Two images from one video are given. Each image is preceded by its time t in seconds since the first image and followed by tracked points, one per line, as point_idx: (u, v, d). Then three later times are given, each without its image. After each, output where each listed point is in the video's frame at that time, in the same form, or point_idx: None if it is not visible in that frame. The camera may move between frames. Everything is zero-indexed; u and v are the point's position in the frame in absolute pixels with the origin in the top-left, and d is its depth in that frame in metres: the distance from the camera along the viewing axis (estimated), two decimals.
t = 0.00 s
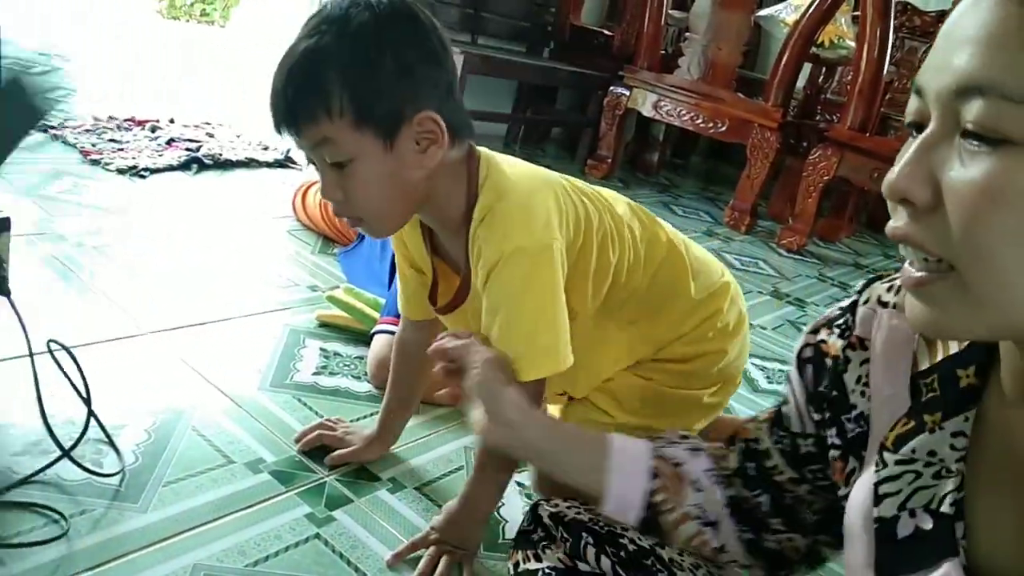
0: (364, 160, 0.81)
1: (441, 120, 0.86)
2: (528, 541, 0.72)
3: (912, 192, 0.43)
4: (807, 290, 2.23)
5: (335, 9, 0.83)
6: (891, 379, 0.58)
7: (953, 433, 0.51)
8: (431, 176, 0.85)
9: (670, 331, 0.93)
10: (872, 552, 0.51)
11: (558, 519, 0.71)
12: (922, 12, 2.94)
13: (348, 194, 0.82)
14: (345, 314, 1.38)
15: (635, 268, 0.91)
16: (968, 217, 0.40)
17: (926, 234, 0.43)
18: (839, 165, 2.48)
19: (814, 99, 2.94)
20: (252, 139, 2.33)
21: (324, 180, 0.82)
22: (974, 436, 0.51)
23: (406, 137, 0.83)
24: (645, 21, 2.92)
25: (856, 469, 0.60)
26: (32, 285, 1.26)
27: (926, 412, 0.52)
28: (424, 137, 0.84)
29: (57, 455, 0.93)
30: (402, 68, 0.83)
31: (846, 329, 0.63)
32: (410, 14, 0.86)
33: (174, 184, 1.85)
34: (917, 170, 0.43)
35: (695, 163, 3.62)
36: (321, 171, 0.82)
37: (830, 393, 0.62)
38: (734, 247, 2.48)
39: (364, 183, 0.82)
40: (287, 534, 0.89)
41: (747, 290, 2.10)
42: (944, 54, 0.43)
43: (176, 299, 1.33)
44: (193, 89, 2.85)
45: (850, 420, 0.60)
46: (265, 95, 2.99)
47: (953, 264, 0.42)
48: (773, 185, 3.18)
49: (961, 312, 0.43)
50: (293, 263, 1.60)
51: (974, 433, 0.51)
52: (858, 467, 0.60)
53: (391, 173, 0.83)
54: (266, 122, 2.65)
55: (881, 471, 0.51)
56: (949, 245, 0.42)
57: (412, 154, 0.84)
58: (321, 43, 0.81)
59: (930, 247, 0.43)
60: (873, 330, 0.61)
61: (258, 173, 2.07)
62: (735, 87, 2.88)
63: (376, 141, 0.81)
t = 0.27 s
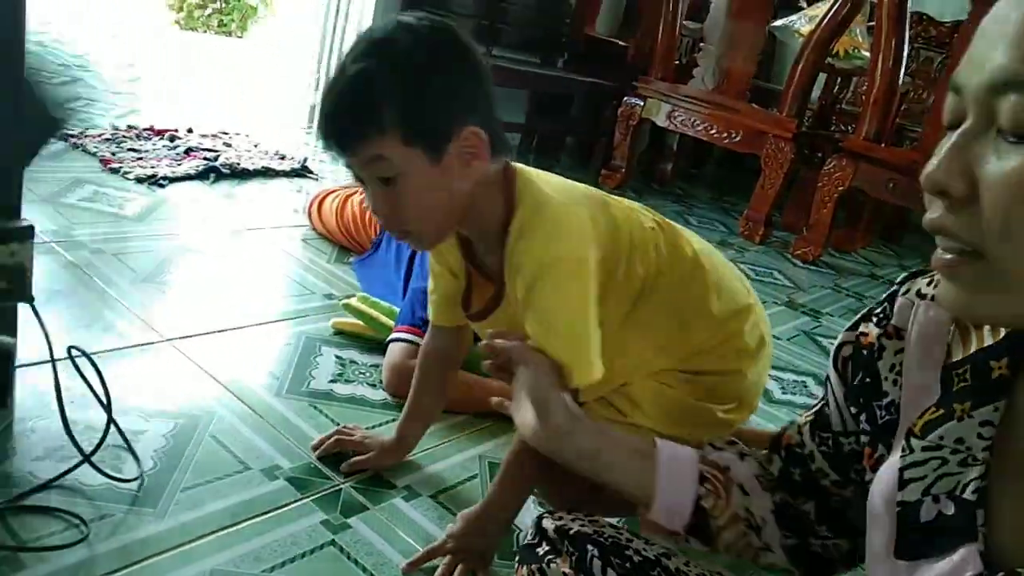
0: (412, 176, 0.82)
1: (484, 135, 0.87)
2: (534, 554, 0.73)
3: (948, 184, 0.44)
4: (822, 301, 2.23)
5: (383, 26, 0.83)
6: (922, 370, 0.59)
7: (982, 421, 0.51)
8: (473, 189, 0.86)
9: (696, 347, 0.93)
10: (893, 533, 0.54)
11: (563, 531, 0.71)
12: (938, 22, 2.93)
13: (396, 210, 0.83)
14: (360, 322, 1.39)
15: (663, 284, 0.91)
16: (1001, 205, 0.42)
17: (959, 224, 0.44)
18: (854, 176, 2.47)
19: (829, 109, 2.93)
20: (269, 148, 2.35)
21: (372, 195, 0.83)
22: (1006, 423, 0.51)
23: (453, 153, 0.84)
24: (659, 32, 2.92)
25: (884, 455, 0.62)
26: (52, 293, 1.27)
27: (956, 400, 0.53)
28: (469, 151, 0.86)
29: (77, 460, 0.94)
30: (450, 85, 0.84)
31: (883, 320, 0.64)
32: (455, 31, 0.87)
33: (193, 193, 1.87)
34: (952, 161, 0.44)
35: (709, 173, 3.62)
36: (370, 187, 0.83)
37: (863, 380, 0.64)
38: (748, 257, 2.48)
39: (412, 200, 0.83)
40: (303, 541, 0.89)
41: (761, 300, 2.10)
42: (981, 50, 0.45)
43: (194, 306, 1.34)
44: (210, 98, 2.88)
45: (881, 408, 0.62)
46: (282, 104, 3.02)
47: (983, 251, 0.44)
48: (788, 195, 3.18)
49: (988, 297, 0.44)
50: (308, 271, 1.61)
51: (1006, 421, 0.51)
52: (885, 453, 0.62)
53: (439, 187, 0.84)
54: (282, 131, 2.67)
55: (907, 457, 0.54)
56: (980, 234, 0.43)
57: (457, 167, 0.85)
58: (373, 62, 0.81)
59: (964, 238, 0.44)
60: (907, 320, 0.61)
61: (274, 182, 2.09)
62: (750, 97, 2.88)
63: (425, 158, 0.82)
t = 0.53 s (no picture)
0: (495, 200, 0.82)
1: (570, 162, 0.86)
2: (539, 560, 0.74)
3: (973, 193, 0.44)
4: (833, 305, 2.22)
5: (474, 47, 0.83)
6: (932, 378, 0.59)
7: (993, 428, 0.51)
8: (552, 214, 0.85)
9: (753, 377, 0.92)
10: (903, 538, 0.54)
11: (568, 538, 0.71)
12: (950, 25, 2.93)
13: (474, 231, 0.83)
14: (371, 325, 1.40)
15: (723, 313, 0.92)
16: None
17: (983, 233, 0.44)
18: (866, 180, 2.47)
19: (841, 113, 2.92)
20: (282, 152, 2.37)
21: (453, 214, 0.83)
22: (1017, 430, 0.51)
23: (537, 179, 0.84)
24: (670, 36, 2.93)
25: (894, 461, 0.62)
26: (68, 297, 1.28)
27: (968, 406, 0.53)
28: (554, 177, 0.85)
29: (92, 462, 0.95)
30: (537, 110, 0.83)
31: (892, 326, 0.64)
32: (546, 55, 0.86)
33: (207, 197, 1.88)
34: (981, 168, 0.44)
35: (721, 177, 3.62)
36: (451, 205, 0.83)
37: (871, 387, 0.64)
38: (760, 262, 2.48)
39: (492, 222, 0.82)
40: (315, 543, 0.90)
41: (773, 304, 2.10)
42: (1006, 53, 0.45)
43: (209, 311, 1.35)
44: (223, 103, 2.90)
45: (891, 415, 0.62)
46: (294, 108, 3.04)
47: (1006, 261, 0.44)
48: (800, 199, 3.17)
49: (1011, 305, 0.45)
50: (319, 275, 1.62)
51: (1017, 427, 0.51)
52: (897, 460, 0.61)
53: (519, 213, 0.83)
54: (294, 136, 2.69)
55: (916, 460, 0.54)
56: (1006, 243, 0.44)
57: (539, 195, 0.84)
58: (462, 85, 0.81)
59: (987, 246, 0.45)
60: (915, 326, 0.62)
61: (287, 186, 2.10)
62: (761, 101, 2.88)
63: (508, 182, 0.82)
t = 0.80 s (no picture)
0: (535, 225, 0.85)
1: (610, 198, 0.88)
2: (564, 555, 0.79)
3: (974, 221, 0.45)
4: (847, 319, 2.22)
5: (529, 77, 0.85)
6: (943, 394, 0.60)
7: (996, 442, 0.52)
8: (587, 244, 0.89)
9: (787, 402, 0.93)
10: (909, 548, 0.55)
11: (585, 544, 0.72)
12: (967, 40, 2.92)
13: (509, 252, 0.86)
14: (385, 332, 1.41)
15: (761, 339, 0.92)
16: None
17: (984, 262, 0.45)
18: (881, 195, 2.47)
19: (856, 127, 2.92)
20: (299, 160, 2.39)
21: (490, 234, 0.86)
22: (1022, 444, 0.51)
23: (579, 211, 0.87)
24: (686, 49, 2.93)
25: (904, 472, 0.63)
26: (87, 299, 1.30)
27: (972, 420, 0.53)
28: (594, 211, 0.87)
29: (111, 464, 0.96)
30: (584, 144, 0.86)
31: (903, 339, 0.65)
32: (599, 93, 0.89)
33: (225, 204, 1.90)
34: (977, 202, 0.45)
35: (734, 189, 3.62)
36: (488, 222, 0.86)
37: (882, 399, 0.65)
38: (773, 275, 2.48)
39: (529, 247, 0.86)
40: (329, 549, 0.91)
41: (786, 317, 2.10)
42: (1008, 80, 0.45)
43: (225, 316, 1.37)
44: (241, 110, 2.93)
45: (900, 426, 0.63)
46: (311, 116, 3.06)
47: (1007, 288, 0.45)
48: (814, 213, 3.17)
49: (1014, 331, 0.46)
50: (334, 282, 1.63)
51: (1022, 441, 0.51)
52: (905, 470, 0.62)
53: (556, 242, 0.87)
54: (311, 144, 2.71)
55: (919, 472, 0.55)
56: (1007, 271, 0.44)
57: (579, 225, 0.87)
58: (516, 115, 0.84)
59: (988, 274, 0.45)
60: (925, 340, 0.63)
61: (303, 194, 2.12)
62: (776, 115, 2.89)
63: (552, 210, 0.85)
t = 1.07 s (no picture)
0: (557, 228, 0.87)
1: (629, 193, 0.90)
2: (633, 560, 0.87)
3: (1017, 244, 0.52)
4: (894, 339, 2.20)
5: (540, 92, 0.89)
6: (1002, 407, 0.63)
7: None
8: (610, 245, 0.90)
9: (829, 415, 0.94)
10: (958, 553, 0.58)
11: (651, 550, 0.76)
12: (1016, 57, 2.88)
13: (535, 256, 0.88)
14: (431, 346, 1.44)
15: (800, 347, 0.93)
16: None
17: None
18: (928, 214, 2.44)
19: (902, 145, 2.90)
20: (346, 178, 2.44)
21: (514, 241, 0.88)
22: None
23: (599, 210, 0.88)
24: (729, 67, 2.93)
25: (964, 479, 0.67)
26: (148, 312, 1.35)
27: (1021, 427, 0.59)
28: (612, 210, 0.89)
29: (173, 470, 0.99)
30: (598, 148, 0.88)
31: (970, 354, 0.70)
32: (611, 99, 0.91)
33: (276, 220, 1.95)
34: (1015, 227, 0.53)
35: (778, 206, 3.60)
36: (512, 234, 0.88)
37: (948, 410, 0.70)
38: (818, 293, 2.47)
39: (554, 249, 0.88)
40: (381, 557, 0.93)
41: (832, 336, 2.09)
42: None
43: (277, 329, 1.40)
44: (289, 129, 2.99)
45: (964, 436, 0.68)
46: (357, 134, 3.12)
47: None
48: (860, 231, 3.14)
49: None
50: (382, 296, 1.67)
51: None
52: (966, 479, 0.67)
53: (581, 241, 0.88)
54: (357, 161, 2.76)
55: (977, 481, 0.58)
56: None
57: (600, 224, 0.89)
58: (526, 127, 0.87)
59: None
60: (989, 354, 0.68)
61: (351, 211, 2.16)
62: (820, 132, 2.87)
63: (571, 211, 0.87)
